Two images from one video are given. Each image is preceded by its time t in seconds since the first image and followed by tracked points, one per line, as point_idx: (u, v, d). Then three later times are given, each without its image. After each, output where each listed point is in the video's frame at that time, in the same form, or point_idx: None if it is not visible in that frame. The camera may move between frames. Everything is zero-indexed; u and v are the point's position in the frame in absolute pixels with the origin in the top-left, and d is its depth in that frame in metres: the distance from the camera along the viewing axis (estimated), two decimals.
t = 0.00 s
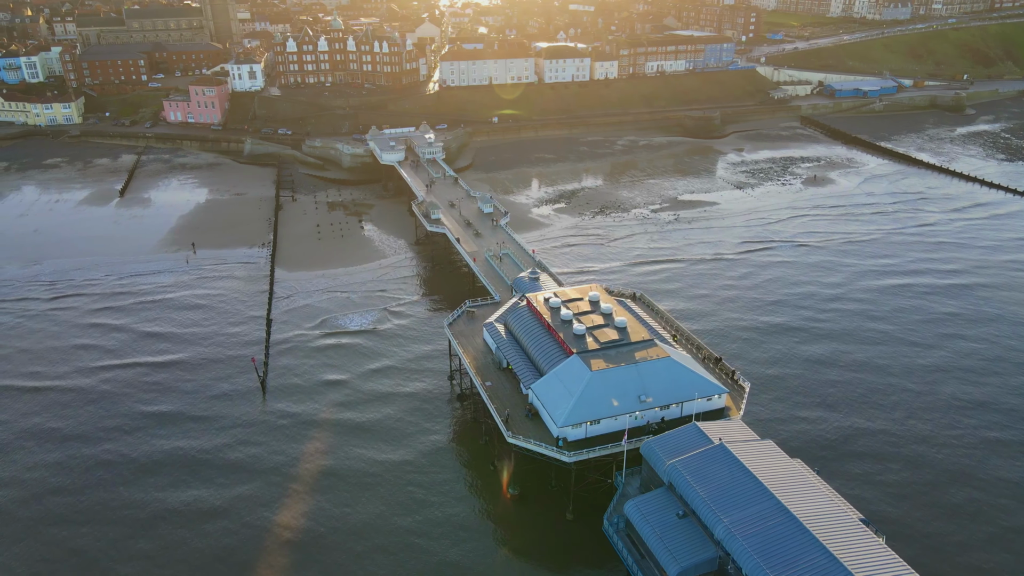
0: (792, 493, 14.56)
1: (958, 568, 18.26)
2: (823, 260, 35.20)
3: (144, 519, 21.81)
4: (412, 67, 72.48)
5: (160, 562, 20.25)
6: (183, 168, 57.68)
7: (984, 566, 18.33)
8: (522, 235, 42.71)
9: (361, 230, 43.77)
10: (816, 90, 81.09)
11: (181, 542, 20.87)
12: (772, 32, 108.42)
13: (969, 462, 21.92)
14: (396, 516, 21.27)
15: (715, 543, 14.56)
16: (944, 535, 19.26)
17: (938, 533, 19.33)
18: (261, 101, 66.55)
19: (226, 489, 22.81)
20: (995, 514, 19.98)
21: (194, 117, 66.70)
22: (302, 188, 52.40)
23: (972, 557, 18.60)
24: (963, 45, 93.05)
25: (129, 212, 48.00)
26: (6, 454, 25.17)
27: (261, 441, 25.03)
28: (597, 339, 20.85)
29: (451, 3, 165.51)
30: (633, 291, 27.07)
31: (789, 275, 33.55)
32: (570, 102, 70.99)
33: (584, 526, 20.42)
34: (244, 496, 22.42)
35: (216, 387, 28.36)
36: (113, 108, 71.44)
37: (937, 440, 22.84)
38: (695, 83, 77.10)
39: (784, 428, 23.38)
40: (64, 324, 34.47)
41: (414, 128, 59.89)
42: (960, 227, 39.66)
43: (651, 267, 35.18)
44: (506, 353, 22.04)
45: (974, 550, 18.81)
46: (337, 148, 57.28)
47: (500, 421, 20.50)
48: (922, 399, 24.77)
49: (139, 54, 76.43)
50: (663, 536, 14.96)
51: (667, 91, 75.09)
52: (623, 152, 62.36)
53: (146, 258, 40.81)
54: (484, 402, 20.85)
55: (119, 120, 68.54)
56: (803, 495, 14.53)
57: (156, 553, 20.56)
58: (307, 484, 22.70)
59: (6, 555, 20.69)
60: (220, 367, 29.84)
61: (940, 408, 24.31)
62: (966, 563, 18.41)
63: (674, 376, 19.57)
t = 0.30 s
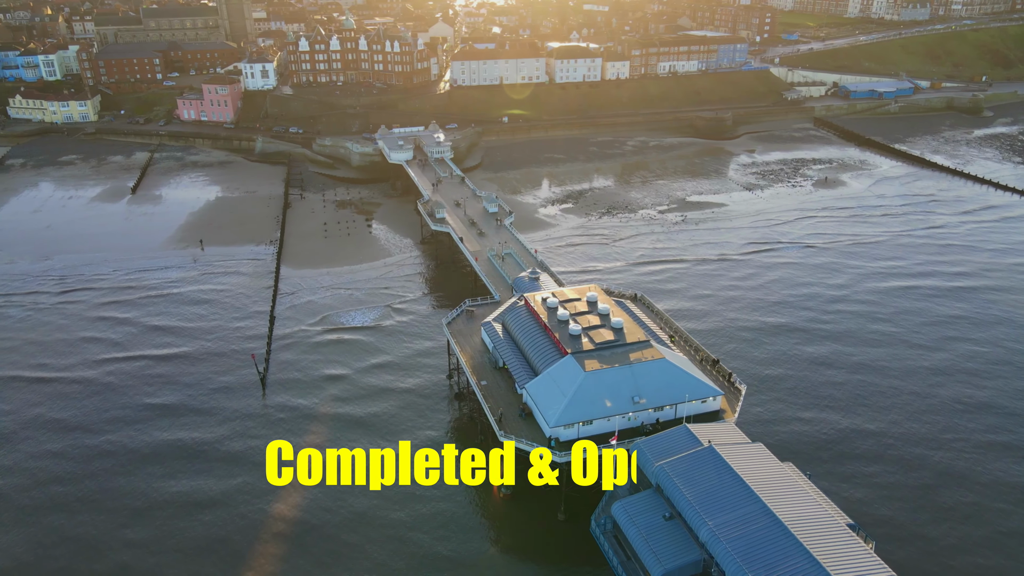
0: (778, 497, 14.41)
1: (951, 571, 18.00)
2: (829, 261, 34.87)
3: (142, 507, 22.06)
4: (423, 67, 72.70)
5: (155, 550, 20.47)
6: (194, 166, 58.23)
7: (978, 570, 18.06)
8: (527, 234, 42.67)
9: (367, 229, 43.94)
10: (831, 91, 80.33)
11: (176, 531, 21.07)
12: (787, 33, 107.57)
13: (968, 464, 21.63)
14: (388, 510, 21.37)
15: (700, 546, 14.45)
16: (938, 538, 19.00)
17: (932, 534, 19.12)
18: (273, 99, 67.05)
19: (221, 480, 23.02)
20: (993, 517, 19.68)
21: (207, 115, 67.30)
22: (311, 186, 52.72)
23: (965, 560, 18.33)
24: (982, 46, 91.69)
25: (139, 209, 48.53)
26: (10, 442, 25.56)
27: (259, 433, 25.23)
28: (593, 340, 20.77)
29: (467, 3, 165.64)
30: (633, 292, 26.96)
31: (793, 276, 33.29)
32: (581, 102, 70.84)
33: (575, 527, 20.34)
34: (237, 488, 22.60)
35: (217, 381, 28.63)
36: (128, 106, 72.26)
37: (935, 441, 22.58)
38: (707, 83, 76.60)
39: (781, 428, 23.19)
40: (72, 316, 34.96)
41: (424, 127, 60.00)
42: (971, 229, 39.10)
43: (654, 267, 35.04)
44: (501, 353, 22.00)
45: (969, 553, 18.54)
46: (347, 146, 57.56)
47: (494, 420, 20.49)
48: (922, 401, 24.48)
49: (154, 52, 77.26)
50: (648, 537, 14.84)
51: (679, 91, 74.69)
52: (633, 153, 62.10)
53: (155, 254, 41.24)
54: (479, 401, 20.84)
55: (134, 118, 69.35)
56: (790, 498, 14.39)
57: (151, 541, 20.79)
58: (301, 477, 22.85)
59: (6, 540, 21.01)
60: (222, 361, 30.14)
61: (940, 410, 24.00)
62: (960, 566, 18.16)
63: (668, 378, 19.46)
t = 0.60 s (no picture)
0: (763, 500, 14.33)
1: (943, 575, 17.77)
2: (834, 262, 34.54)
3: (140, 496, 22.34)
4: (434, 66, 72.89)
5: (151, 538, 20.73)
6: (206, 163, 58.76)
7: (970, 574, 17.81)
8: (533, 234, 42.65)
9: (374, 227, 44.10)
10: (845, 92, 79.52)
11: (172, 520, 21.32)
12: (802, 33, 106.68)
13: (967, 466, 21.36)
14: (382, 504, 21.53)
15: (684, 549, 14.38)
16: (932, 540, 18.80)
17: (927, 536, 18.92)
18: (285, 98, 67.53)
19: (219, 470, 23.27)
20: (990, 519, 19.44)
21: (220, 114, 67.87)
22: (320, 185, 53.05)
23: (959, 563, 18.11)
24: (1002, 47, 90.26)
25: (151, 206, 49.06)
26: (15, 432, 25.99)
27: (258, 425, 25.46)
28: (588, 340, 20.71)
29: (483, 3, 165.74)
30: (634, 292, 26.87)
31: (797, 276, 33.01)
32: (591, 102, 70.64)
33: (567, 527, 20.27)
34: (233, 477, 22.86)
35: (219, 374, 28.90)
36: (143, 104, 73.05)
37: (934, 442, 22.33)
38: (720, 84, 76.10)
39: (778, 429, 23.02)
40: (80, 310, 35.43)
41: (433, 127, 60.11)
42: (981, 232, 38.56)
43: (657, 267, 34.90)
44: (497, 353, 21.98)
45: (963, 556, 18.32)
46: (356, 145, 57.81)
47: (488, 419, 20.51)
48: (923, 402, 24.21)
49: (170, 51, 78.06)
50: (632, 539, 14.77)
51: (690, 91, 74.26)
52: (643, 153, 61.83)
53: (163, 250, 41.68)
54: (473, 400, 20.84)
55: (148, 115, 70.13)
56: (776, 502, 14.29)
57: (148, 529, 21.05)
58: (297, 469, 23.04)
59: (6, 526, 21.36)
60: (225, 355, 30.43)
61: (941, 411, 23.72)
62: (954, 569, 17.95)
63: (663, 379, 19.37)
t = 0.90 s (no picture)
0: (750, 503, 14.19)
1: None
2: (840, 263, 34.22)
3: (140, 485, 22.67)
4: (446, 66, 73.06)
5: (148, 527, 21.03)
6: (218, 161, 59.32)
7: None
8: (539, 234, 42.61)
9: (381, 226, 44.28)
10: (860, 94, 78.66)
11: (169, 510, 21.62)
12: (818, 33, 105.65)
13: (966, 469, 21.08)
14: (376, 498, 21.69)
15: (669, 550, 14.31)
16: (927, 543, 18.60)
17: (920, 539, 18.74)
18: (297, 97, 68.02)
19: (217, 463, 23.55)
20: (987, 523, 19.19)
21: (233, 112, 68.43)
22: (329, 183, 53.36)
23: (953, 567, 17.90)
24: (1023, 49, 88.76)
25: (162, 203, 49.61)
26: (20, 421, 26.43)
27: (257, 418, 25.71)
28: (583, 340, 20.65)
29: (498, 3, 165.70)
30: (635, 293, 26.76)
31: (801, 277, 32.76)
32: (602, 103, 70.45)
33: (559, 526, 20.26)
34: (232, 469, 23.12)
35: (222, 367, 29.19)
36: (158, 102, 73.87)
37: (934, 444, 22.07)
38: (733, 85, 75.56)
39: (775, 429, 22.87)
40: (88, 303, 35.93)
41: (443, 126, 60.22)
42: (991, 234, 38.02)
43: (661, 267, 34.76)
44: (493, 352, 21.97)
45: (958, 559, 18.10)
46: (366, 144, 58.03)
47: (482, 417, 20.52)
48: (924, 404, 23.92)
49: (185, 50, 78.93)
50: (616, 540, 14.69)
51: (703, 92, 73.83)
52: (653, 154, 61.56)
53: (172, 246, 42.11)
54: (468, 398, 20.84)
55: (163, 113, 70.95)
56: (760, 504, 14.17)
57: (145, 518, 21.34)
58: (294, 463, 23.23)
59: (8, 512, 21.76)
60: (228, 348, 30.74)
61: (942, 414, 23.43)
62: (947, 572, 17.77)
63: (657, 380, 19.26)
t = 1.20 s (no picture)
0: (736, 507, 14.06)
1: None
2: (846, 264, 33.93)
3: (139, 476, 23.02)
4: (456, 66, 73.20)
5: (145, 516, 21.36)
6: (229, 159, 59.83)
7: None
8: (544, 233, 42.57)
9: (387, 224, 44.43)
10: (875, 95, 77.73)
11: (167, 500, 21.98)
12: (834, 34, 104.61)
13: (964, 471, 20.87)
14: (370, 491, 21.92)
15: (652, 552, 14.21)
16: (920, 545, 18.42)
17: (914, 540, 18.56)
18: (308, 96, 68.46)
19: (217, 460, 23.68)
20: (982, 525, 18.99)
21: (246, 111, 68.93)
22: (338, 182, 53.66)
23: (946, 568, 17.72)
24: None
25: (172, 200, 50.11)
26: (26, 411, 26.92)
27: (257, 412, 26.00)
28: (578, 340, 20.58)
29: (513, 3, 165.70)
30: (635, 294, 26.67)
31: (805, 277, 32.56)
32: (613, 103, 70.24)
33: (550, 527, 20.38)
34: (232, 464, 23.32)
35: (224, 361, 29.52)
36: (172, 100, 74.64)
37: (932, 446, 21.85)
38: (746, 85, 74.99)
39: (770, 429, 22.77)
40: (97, 297, 36.42)
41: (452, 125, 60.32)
42: (1002, 237, 37.49)
43: (665, 268, 34.62)
44: (489, 351, 21.94)
45: (950, 562, 17.93)
46: (375, 143, 58.21)
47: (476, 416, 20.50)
48: (924, 405, 23.68)
49: (200, 49, 79.73)
50: (600, 540, 14.62)
51: (715, 93, 73.37)
52: (663, 155, 61.27)
53: (181, 242, 42.53)
54: (462, 397, 20.83)
55: (176, 112, 71.69)
56: (745, 508, 14.05)
57: (143, 508, 21.67)
58: (294, 460, 23.29)
59: (10, 499, 22.20)
60: (231, 342, 31.05)
61: (943, 415, 23.20)
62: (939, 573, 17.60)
63: (651, 382, 19.17)
